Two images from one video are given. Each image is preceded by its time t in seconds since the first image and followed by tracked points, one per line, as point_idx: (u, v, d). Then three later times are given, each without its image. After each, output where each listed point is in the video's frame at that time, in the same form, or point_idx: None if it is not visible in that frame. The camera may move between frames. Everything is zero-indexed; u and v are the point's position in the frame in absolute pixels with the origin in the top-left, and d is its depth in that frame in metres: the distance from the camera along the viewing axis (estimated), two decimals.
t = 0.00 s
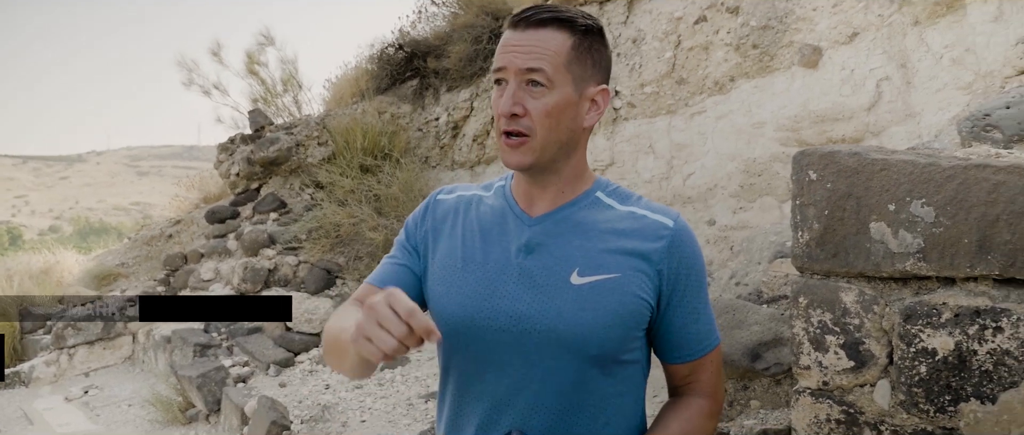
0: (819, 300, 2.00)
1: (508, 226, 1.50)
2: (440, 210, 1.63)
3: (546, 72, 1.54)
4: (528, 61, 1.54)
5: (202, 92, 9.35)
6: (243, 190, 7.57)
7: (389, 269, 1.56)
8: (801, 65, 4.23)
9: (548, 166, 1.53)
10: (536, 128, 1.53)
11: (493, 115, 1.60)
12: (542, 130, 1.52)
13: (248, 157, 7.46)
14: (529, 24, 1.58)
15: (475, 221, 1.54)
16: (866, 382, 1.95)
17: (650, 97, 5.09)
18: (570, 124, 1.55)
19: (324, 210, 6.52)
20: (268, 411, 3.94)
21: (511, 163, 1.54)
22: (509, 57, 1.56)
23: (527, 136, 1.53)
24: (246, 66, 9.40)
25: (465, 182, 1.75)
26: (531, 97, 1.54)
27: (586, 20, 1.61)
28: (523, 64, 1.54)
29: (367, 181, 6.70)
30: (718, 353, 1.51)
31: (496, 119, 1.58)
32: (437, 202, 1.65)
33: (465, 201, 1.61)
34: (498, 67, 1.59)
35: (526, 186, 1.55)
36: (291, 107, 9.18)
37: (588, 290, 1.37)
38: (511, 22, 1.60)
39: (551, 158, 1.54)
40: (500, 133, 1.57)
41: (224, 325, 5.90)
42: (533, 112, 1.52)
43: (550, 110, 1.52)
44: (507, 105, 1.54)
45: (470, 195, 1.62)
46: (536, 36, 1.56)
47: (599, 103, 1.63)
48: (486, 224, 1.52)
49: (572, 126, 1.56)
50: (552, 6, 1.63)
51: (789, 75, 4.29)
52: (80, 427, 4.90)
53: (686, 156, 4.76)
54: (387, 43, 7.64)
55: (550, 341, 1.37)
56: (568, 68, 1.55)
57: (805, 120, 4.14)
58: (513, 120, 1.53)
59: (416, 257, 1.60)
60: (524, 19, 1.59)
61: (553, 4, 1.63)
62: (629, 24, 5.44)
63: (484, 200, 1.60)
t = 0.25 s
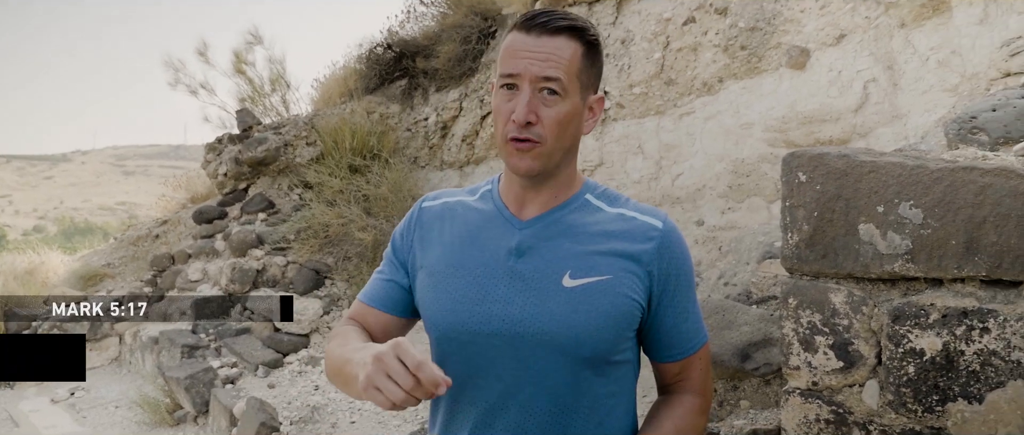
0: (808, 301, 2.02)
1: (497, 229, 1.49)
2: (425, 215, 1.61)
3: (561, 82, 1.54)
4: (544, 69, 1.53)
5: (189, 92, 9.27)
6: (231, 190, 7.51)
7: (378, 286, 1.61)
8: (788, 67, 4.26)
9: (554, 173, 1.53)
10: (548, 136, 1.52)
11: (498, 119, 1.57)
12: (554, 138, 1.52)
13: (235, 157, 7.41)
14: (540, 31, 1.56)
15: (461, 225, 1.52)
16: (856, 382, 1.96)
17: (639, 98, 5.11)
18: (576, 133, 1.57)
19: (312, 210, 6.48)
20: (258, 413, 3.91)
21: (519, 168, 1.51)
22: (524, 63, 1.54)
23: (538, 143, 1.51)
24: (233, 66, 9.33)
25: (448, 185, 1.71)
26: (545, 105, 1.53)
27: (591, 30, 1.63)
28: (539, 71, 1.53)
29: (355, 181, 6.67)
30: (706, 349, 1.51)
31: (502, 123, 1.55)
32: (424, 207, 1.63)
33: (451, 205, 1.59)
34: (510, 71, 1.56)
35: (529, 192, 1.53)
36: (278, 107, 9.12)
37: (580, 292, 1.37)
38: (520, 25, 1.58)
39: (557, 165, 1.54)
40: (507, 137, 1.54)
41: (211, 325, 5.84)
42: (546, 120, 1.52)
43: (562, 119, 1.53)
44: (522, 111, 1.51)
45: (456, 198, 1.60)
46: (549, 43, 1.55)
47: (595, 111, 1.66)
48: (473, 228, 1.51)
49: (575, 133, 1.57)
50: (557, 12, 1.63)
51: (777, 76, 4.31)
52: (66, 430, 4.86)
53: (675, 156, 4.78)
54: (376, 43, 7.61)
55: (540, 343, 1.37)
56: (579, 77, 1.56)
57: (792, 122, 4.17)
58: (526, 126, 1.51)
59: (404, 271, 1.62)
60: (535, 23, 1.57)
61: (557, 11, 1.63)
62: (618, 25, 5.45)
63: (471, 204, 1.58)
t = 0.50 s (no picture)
0: (797, 300, 2.03)
1: (487, 230, 1.48)
2: (415, 216, 1.60)
3: (553, 82, 1.54)
4: (536, 70, 1.53)
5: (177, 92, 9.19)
6: (219, 190, 7.46)
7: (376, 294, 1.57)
8: (777, 67, 4.28)
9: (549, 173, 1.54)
10: (543, 137, 1.52)
11: (489, 122, 1.55)
12: (549, 139, 1.52)
13: (224, 157, 7.35)
14: (528, 31, 1.56)
15: (450, 226, 1.51)
16: (845, 380, 1.97)
17: (628, 98, 5.11)
18: (568, 132, 1.57)
19: (301, 210, 6.45)
20: (247, 414, 3.88)
21: (514, 171, 1.51)
22: (515, 65, 1.53)
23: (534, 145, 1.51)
24: (221, 66, 9.25)
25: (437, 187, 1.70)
26: (538, 106, 1.53)
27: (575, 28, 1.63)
28: (530, 72, 1.53)
29: (345, 181, 6.64)
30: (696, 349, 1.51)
31: (494, 125, 1.54)
32: (414, 208, 1.61)
33: (441, 206, 1.58)
34: (500, 74, 1.55)
35: (523, 193, 1.52)
36: (267, 107, 9.06)
37: (569, 293, 1.37)
38: (507, 26, 1.57)
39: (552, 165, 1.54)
40: (501, 140, 1.53)
41: (200, 327, 5.68)
42: (540, 122, 1.52)
43: (556, 119, 1.53)
44: (516, 114, 1.51)
45: (446, 199, 1.59)
46: (538, 44, 1.55)
47: (583, 109, 1.67)
48: (462, 229, 1.50)
49: (567, 133, 1.58)
50: (541, 11, 1.62)
51: (765, 76, 4.33)
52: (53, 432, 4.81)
53: (664, 156, 4.80)
54: (365, 43, 7.58)
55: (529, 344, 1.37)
56: (569, 77, 1.57)
57: (781, 122, 4.19)
58: (520, 128, 1.51)
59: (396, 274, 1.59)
60: (522, 24, 1.56)
61: (541, 10, 1.62)
62: (607, 25, 5.45)
63: (461, 204, 1.57)
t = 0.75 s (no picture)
0: (787, 299, 2.05)
1: (479, 228, 1.48)
2: (409, 215, 1.59)
3: (548, 82, 1.54)
4: (531, 69, 1.53)
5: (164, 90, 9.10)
6: (207, 189, 7.40)
7: (365, 285, 1.54)
8: (765, 68, 4.30)
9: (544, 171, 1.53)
10: (539, 136, 1.52)
11: (485, 122, 1.55)
12: (545, 138, 1.52)
13: (212, 156, 7.29)
14: (523, 31, 1.56)
15: (444, 224, 1.51)
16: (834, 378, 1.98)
17: (618, 98, 5.12)
18: (562, 131, 1.57)
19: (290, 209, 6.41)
20: (235, 414, 3.85)
21: (512, 170, 1.50)
22: (511, 64, 1.53)
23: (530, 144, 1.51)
24: (209, 64, 9.18)
25: (430, 186, 1.69)
26: (533, 105, 1.53)
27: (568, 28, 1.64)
28: (526, 71, 1.53)
29: (334, 181, 6.61)
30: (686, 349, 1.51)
31: (490, 125, 1.53)
32: (407, 205, 1.61)
33: (434, 204, 1.57)
34: (495, 74, 1.54)
35: (518, 192, 1.51)
36: (255, 106, 8.99)
37: (561, 291, 1.37)
38: (501, 26, 1.56)
39: (547, 164, 1.54)
40: (497, 139, 1.53)
41: (187, 327, 5.59)
42: (536, 120, 1.52)
43: (552, 118, 1.53)
44: (512, 113, 1.51)
45: (439, 197, 1.59)
46: (533, 43, 1.54)
47: (576, 108, 1.67)
48: (456, 228, 1.50)
49: (562, 132, 1.58)
50: (535, 11, 1.62)
51: (754, 77, 4.35)
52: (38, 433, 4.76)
53: (654, 156, 4.82)
54: (354, 42, 7.54)
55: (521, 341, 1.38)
56: (564, 76, 1.57)
57: (769, 122, 4.21)
58: (516, 127, 1.50)
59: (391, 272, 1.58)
60: (516, 23, 1.56)
61: (534, 10, 1.62)
62: (597, 25, 5.45)
63: (454, 203, 1.57)
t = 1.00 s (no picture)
0: (778, 298, 2.05)
1: (474, 228, 1.48)
2: (401, 215, 1.58)
3: (542, 81, 1.53)
4: (525, 68, 1.52)
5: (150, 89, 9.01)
6: (194, 189, 7.34)
7: (356, 290, 1.57)
8: (754, 68, 4.31)
9: (537, 170, 1.53)
10: (532, 134, 1.51)
11: (478, 120, 1.54)
12: (537, 137, 1.52)
13: (199, 155, 7.23)
14: (517, 30, 1.55)
15: (438, 224, 1.50)
16: (824, 378, 1.99)
17: (607, 98, 5.12)
18: (556, 130, 1.57)
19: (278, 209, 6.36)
20: (224, 414, 3.82)
21: (504, 168, 1.50)
22: (504, 63, 1.52)
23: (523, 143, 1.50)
24: (196, 63, 9.09)
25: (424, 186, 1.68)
26: (527, 104, 1.52)
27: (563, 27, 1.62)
28: (520, 70, 1.52)
29: (323, 180, 6.57)
30: (678, 349, 1.51)
31: (483, 124, 1.53)
32: (401, 205, 1.60)
33: (428, 204, 1.56)
34: (489, 73, 1.54)
35: (510, 191, 1.51)
36: (243, 105, 8.92)
37: (556, 291, 1.37)
38: (496, 24, 1.56)
39: (540, 163, 1.53)
40: (490, 138, 1.52)
41: (175, 327, 5.49)
42: (530, 119, 1.51)
43: (545, 117, 1.52)
44: (504, 111, 1.50)
45: (433, 198, 1.58)
46: (528, 42, 1.54)
47: (571, 107, 1.66)
48: (449, 228, 1.49)
49: (556, 131, 1.57)
50: (530, 10, 1.61)
51: (743, 77, 4.37)
52: None
53: (643, 156, 4.83)
54: (342, 41, 7.49)
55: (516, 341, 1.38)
56: (558, 75, 1.56)
57: (758, 122, 4.23)
58: (509, 126, 1.49)
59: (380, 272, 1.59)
60: (511, 22, 1.55)
61: (529, 10, 1.61)
62: (586, 25, 5.43)
63: (449, 202, 1.56)
